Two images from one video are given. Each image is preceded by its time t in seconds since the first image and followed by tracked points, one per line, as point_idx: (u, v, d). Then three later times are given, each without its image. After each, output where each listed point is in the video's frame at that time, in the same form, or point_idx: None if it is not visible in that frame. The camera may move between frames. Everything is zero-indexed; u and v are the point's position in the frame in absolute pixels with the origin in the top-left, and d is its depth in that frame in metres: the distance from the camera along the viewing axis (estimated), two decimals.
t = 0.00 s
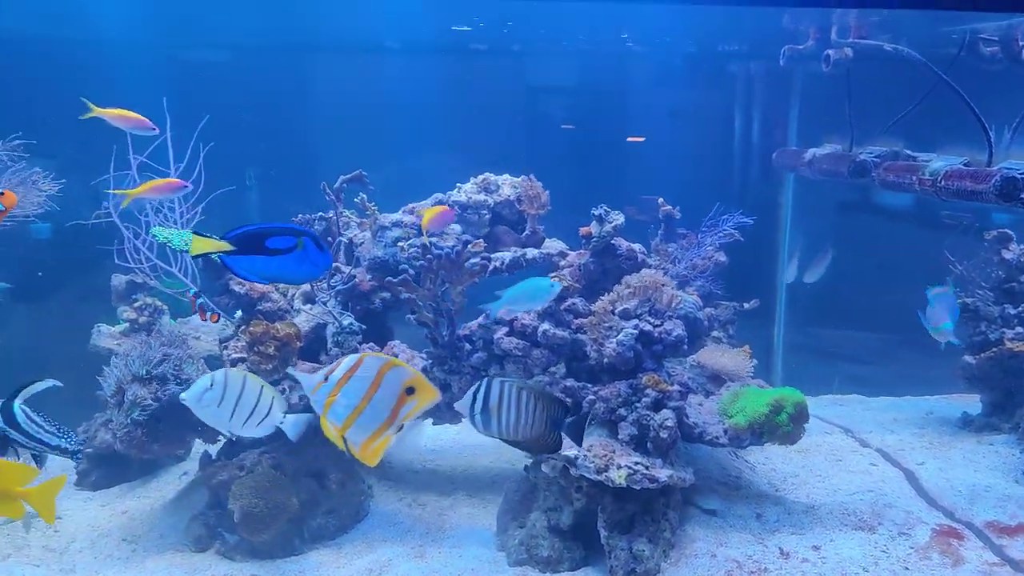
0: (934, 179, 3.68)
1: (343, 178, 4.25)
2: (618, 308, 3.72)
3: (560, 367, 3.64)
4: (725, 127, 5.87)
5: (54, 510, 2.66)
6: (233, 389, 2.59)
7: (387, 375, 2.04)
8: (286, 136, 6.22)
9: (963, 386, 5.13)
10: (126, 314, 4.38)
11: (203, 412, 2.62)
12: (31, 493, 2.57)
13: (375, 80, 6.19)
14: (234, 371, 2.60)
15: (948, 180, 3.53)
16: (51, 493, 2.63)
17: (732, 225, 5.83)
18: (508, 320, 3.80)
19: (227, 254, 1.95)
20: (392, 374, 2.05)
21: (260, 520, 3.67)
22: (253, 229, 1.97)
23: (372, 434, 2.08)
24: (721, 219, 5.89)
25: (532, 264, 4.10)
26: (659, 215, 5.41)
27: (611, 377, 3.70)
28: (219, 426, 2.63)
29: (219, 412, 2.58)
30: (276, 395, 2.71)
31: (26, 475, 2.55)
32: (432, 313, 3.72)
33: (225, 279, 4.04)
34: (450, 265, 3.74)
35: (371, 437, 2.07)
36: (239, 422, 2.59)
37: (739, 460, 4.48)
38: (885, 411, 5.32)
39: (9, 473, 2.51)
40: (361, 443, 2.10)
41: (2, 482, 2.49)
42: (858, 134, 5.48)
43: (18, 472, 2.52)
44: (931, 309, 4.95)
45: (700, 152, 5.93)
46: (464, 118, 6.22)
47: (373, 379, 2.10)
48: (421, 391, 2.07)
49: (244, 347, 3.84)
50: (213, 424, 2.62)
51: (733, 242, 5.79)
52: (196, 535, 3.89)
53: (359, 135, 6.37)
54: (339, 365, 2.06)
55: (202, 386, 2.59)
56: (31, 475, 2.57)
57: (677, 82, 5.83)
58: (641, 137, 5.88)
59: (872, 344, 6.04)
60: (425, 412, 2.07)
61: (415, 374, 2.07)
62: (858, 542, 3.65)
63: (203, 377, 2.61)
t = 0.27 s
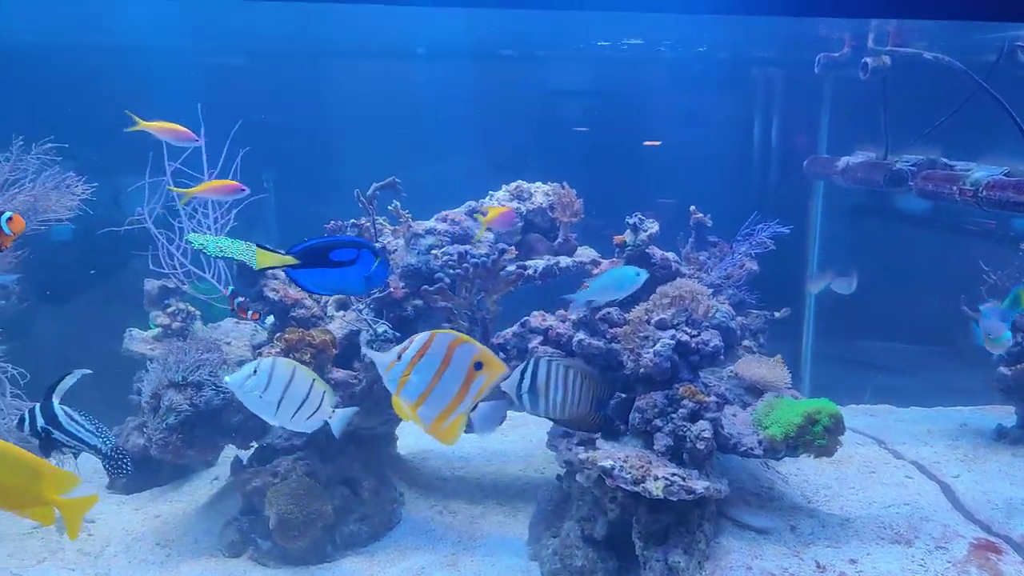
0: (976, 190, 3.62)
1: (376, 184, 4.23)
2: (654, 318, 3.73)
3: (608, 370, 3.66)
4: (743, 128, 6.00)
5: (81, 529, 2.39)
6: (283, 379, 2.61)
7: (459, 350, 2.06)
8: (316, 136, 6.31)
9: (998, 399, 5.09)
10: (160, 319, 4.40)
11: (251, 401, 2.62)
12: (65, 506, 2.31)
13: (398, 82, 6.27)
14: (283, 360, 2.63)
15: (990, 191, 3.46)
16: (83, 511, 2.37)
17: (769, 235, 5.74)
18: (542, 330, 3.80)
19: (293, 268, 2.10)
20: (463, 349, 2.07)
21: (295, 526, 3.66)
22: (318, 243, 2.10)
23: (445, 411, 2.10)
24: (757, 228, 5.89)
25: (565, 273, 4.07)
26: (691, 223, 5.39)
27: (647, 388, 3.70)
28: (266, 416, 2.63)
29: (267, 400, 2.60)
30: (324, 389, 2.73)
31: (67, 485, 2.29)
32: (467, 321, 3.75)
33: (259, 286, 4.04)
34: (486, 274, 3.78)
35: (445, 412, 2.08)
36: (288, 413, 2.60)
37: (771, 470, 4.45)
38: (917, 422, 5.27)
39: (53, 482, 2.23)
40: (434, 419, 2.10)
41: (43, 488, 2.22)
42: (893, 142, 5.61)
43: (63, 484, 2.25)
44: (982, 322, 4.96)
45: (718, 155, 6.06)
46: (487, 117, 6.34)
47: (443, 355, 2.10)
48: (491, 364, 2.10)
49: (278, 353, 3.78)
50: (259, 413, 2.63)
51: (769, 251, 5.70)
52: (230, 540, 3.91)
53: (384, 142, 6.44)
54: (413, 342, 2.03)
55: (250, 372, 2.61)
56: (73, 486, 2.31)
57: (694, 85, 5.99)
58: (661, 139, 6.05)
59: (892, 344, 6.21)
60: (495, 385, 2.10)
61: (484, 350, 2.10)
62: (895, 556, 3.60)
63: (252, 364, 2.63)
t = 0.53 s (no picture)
0: None
1: (416, 192, 4.24)
2: (700, 327, 3.74)
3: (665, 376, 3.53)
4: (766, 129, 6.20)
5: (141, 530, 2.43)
6: (337, 368, 2.67)
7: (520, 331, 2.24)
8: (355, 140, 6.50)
9: None
10: (201, 326, 4.43)
11: (308, 392, 2.69)
12: (125, 507, 2.37)
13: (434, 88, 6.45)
14: (334, 350, 2.69)
15: None
16: (142, 512, 2.40)
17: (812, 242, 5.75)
18: (586, 339, 3.75)
19: (372, 280, 2.22)
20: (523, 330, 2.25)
21: (339, 535, 3.69)
22: (396, 257, 2.25)
23: (512, 391, 2.26)
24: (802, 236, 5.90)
25: (607, 281, 4.11)
26: (731, 230, 5.32)
27: (693, 397, 3.65)
28: (322, 407, 2.69)
29: (323, 391, 2.67)
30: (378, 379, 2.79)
31: (129, 487, 2.36)
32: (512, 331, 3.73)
33: (301, 294, 4.04)
34: (531, 284, 3.81)
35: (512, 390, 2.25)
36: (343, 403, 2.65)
37: (814, 482, 4.39)
38: (961, 432, 5.17)
39: (113, 483, 2.31)
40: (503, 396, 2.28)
41: (107, 486, 2.29)
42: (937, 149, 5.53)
43: (123, 484, 2.33)
44: None
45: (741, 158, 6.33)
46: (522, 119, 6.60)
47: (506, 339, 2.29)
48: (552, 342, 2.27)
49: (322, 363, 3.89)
50: (315, 404, 2.70)
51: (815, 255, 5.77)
52: (271, 548, 3.91)
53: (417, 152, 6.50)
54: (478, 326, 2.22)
55: (302, 364, 2.69)
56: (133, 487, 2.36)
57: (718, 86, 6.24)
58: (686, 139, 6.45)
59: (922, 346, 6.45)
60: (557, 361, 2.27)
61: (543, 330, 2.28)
62: (947, 571, 3.51)
63: (303, 356, 2.71)
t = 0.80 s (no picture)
0: None
1: (455, 198, 4.26)
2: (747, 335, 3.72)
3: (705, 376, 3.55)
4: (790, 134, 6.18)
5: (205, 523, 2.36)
6: (396, 361, 2.66)
7: (567, 316, 2.26)
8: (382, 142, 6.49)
9: None
10: (240, 330, 4.44)
11: (366, 385, 2.68)
12: (185, 502, 2.32)
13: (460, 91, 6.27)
14: (393, 343, 2.69)
15: None
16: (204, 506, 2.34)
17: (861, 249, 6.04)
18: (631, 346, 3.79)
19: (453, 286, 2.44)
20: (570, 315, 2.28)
21: (381, 541, 3.68)
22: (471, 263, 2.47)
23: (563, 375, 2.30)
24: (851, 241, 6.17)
25: (650, 287, 4.05)
26: (771, 236, 5.24)
27: (738, 406, 3.68)
28: (381, 400, 2.67)
29: (381, 383, 2.65)
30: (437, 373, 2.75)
31: (188, 482, 2.32)
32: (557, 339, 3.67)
33: (342, 299, 4.06)
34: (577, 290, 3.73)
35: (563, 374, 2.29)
36: (401, 396, 2.63)
37: (857, 492, 4.32)
38: (1003, 442, 5.10)
39: (173, 479, 2.26)
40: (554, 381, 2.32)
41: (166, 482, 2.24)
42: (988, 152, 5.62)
43: (181, 480, 2.27)
44: None
45: (768, 162, 6.29)
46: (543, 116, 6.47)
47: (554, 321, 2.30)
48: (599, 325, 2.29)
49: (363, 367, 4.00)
50: (373, 397, 2.68)
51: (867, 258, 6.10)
52: (311, 553, 3.89)
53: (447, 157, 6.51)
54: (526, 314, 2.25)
55: (360, 356, 2.69)
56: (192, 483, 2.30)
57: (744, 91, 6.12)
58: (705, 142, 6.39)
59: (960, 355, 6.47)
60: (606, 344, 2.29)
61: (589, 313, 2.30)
62: None
63: (362, 348, 2.71)
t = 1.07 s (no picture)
0: None
1: (504, 199, 4.25)
2: (804, 343, 3.62)
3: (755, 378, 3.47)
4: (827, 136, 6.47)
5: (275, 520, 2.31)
6: (464, 353, 2.62)
7: (611, 295, 1.89)
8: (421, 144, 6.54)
9: None
10: (287, 330, 4.42)
11: (432, 374, 2.66)
12: (258, 498, 2.25)
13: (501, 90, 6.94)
14: (462, 335, 2.67)
15: None
16: (276, 502, 2.29)
17: (920, 255, 6.23)
18: (686, 352, 3.73)
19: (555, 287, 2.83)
20: (614, 294, 1.90)
21: (428, 545, 3.61)
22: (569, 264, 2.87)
23: (608, 362, 1.92)
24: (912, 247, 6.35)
25: (702, 293, 4.00)
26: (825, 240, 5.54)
27: (795, 415, 3.59)
28: (447, 391, 2.65)
29: (449, 376, 2.63)
30: (504, 366, 2.72)
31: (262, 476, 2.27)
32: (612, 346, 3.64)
33: (391, 300, 4.05)
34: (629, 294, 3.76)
35: (607, 363, 1.91)
36: (468, 390, 2.60)
37: (912, 503, 4.21)
38: None
39: (247, 473, 2.21)
40: (599, 371, 1.94)
41: (239, 476, 2.19)
42: None
43: (256, 475, 2.22)
44: None
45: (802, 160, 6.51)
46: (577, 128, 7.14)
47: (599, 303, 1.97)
48: (650, 305, 1.88)
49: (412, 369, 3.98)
50: (441, 389, 2.66)
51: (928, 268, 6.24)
52: (358, 555, 3.89)
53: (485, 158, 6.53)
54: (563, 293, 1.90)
55: (429, 347, 2.67)
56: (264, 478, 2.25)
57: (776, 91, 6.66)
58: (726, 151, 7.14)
59: (1012, 365, 6.30)
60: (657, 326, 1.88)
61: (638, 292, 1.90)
62: None
63: (431, 340, 2.70)
